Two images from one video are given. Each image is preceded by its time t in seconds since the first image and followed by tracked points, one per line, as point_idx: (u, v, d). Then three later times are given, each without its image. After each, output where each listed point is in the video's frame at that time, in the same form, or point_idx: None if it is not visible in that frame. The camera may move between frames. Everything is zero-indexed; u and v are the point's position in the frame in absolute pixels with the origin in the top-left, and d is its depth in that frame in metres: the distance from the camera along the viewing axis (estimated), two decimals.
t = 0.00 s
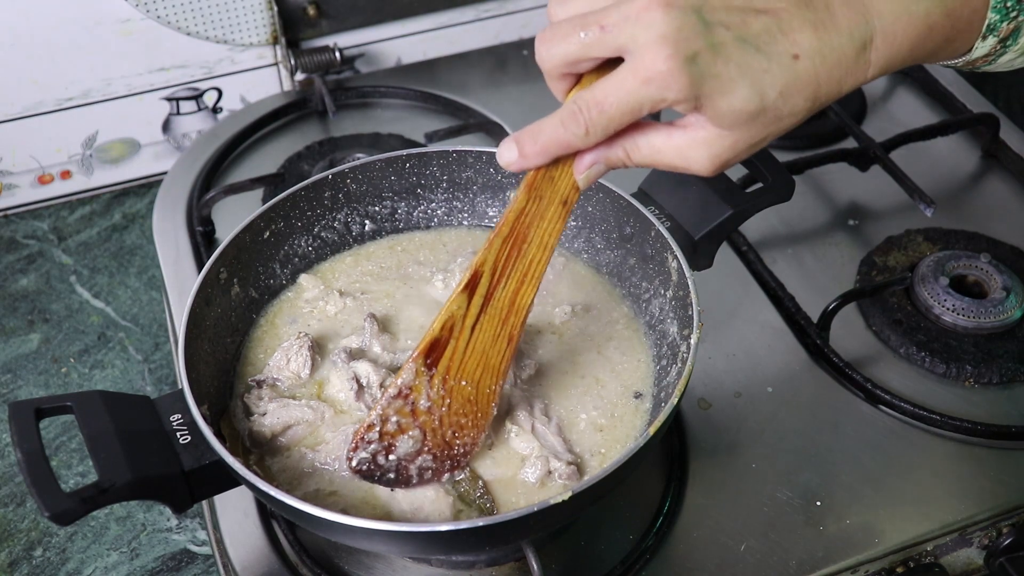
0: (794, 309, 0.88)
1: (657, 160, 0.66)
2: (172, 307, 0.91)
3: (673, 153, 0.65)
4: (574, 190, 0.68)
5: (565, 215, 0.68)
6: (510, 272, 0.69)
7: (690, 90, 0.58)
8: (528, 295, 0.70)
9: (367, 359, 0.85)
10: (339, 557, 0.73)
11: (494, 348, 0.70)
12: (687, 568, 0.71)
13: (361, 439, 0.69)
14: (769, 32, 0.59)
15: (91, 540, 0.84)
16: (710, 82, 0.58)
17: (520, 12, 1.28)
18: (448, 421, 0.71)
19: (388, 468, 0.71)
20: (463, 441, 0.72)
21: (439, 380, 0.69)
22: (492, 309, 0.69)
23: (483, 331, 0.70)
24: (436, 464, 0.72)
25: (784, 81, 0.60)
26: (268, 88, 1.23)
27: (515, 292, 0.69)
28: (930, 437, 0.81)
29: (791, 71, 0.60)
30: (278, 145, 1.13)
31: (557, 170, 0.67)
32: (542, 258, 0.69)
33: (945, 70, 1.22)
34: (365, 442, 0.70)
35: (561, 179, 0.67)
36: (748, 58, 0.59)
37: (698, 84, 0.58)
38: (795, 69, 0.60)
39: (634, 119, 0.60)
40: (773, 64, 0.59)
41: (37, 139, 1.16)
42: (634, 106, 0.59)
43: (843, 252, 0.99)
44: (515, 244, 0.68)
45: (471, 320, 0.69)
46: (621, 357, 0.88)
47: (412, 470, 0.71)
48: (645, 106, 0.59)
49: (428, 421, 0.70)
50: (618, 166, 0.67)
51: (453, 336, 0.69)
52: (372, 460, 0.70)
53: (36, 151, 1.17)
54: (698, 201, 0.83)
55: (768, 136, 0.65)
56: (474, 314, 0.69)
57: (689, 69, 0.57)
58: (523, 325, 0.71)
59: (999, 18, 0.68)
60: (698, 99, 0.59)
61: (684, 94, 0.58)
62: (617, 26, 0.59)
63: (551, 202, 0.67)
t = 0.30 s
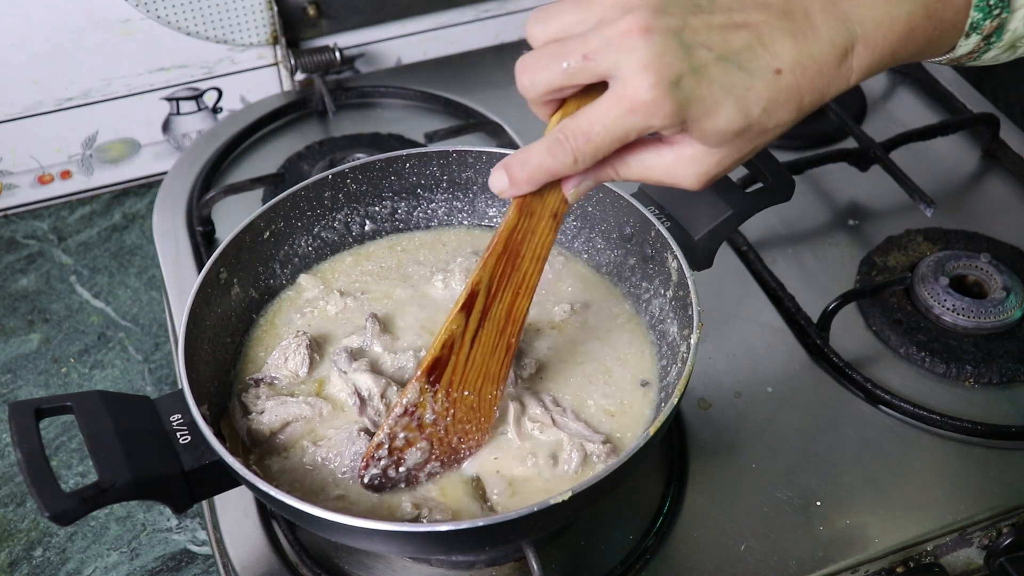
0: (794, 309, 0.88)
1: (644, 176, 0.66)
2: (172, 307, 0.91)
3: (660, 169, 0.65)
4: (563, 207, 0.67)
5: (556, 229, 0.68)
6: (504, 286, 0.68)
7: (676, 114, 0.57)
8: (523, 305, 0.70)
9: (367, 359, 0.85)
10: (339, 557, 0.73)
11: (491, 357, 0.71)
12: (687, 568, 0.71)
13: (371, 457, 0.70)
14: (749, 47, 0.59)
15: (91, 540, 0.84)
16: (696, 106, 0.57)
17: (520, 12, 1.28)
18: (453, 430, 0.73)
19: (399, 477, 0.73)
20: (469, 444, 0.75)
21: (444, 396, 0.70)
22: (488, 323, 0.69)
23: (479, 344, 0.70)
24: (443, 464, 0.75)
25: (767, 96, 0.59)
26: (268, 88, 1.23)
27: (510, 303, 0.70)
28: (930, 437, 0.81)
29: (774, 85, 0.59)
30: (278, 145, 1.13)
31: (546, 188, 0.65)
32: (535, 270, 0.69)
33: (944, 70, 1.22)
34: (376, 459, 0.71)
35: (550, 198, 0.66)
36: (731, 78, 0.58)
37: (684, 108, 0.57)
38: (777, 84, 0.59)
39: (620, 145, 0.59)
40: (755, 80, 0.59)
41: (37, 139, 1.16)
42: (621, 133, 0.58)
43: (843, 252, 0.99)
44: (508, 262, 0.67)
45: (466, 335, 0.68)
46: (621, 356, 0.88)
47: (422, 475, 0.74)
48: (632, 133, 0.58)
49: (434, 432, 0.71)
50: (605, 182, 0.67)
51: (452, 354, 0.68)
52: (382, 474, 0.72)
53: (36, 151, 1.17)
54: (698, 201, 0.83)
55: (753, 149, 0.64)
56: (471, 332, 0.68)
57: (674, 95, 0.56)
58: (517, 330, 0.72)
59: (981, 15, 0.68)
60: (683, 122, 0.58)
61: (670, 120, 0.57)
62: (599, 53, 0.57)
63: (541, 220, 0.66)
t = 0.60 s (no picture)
0: (794, 309, 0.88)
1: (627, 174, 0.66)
2: (173, 307, 0.91)
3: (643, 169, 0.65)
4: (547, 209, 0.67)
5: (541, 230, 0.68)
6: (494, 289, 0.68)
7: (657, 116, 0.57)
8: (512, 305, 0.70)
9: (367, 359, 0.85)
10: (339, 557, 0.73)
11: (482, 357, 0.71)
12: (687, 568, 0.71)
13: (372, 467, 0.70)
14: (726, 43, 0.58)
15: (91, 540, 0.84)
16: (676, 105, 0.57)
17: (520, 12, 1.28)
18: (447, 430, 0.73)
19: (399, 481, 0.74)
20: (466, 442, 0.76)
21: (439, 400, 0.70)
22: (479, 325, 0.69)
23: (471, 347, 0.70)
24: (439, 460, 0.76)
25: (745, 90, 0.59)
26: (268, 88, 1.23)
27: (500, 305, 0.70)
28: (930, 437, 0.81)
29: (752, 78, 0.59)
30: (278, 146, 1.13)
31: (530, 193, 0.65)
32: (522, 270, 0.69)
33: (944, 70, 1.22)
34: (377, 468, 0.71)
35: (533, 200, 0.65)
36: (709, 74, 0.57)
37: (666, 108, 0.57)
38: (755, 78, 0.59)
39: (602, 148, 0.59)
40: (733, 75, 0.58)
41: (37, 139, 1.16)
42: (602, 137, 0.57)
43: (843, 252, 0.99)
44: (495, 266, 0.67)
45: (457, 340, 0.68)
46: (620, 356, 0.88)
47: (422, 474, 0.75)
48: (615, 136, 0.58)
49: (432, 434, 0.72)
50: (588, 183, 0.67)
51: (445, 358, 0.68)
52: (383, 481, 0.72)
53: (37, 151, 1.17)
54: (698, 202, 0.83)
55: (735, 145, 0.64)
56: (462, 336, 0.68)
57: (655, 96, 0.56)
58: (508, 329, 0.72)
59: (959, 6, 0.68)
60: (665, 123, 0.58)
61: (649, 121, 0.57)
62: (577, 59, 0.57)
63: (525, 222, 0.66)
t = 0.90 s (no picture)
0: (794, 309, 0.88)
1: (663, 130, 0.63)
2: (173, 307, 0.91)
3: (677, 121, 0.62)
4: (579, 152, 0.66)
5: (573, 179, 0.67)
6: (517, 235, 0.68)
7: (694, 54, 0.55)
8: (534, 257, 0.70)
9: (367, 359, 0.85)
10: (339, 557, 0.73)
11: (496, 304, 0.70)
12: (687, 568, 0.71)
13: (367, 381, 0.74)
14: None
15: (91, 540, 0.84)
16: (716, 45, 0.55)
17: (520, 13, 1.28)
18: (453, 373, 0.72)
19: (393, 412, 0.74)
20: (468, 392, 0.74)
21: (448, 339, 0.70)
22: (499, 267, 0.69)
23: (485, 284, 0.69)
24: (443, 414, 0.75)
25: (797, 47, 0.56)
26: (268, 89, 1.23)
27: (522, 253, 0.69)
28: (930, 437, 0.81)
29: (803, 37, 0.56)
30: (278, 146, 1.13)
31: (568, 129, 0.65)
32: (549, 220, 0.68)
33: (944, 70, 1.22)
34: (370, 387, 0.74)
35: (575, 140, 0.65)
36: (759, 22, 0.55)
37: (705, 46, 0.55)
38: (809, 30, 0.56)
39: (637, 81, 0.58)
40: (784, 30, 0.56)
41: (37, 139, 1.16)
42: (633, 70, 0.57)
43: (843, 252, 0.99)
44: (522, 203, 0.67)
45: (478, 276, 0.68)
46: (620, 356, 0.88)
47: (418, 414, 0.74)
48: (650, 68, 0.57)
49: (433, 370, 0.72)
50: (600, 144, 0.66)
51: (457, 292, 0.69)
52: (375, 404, 0.74)
53: (36, 151, 1.17)
54: (698, 202, 0.83)
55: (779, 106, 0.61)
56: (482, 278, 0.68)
57: (696, 31, 0.54)
58: (527, 281, 0.71)
59: None
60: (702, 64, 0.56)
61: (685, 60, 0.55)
62: None
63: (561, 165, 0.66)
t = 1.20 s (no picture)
0: (794, 309, 0.88)
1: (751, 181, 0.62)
2: (173, 307, 0.91)
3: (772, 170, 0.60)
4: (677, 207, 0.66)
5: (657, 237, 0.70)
6: (588, 284, 0.69)
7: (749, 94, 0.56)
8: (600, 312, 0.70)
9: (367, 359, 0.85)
10: (339, 557, 0.73)
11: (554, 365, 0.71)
12: (688, 568, 0.71)
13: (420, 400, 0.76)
14: (855, 25, 0.55)
15: (91, 540, 0.84)
16: (779, 84, 0.56)
17: (520, 12, 1.28)
18: (502, 414, 0.73)
19: (438, 444, 0.75)
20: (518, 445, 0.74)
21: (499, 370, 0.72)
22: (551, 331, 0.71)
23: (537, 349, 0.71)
24: (484, 464, 0.74)
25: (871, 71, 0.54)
26: (267, 88, 1.23)
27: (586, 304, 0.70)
28: (929, 437, 0.81)
29: (879, 61, 0.54)
30: (278, 146, 1.13)
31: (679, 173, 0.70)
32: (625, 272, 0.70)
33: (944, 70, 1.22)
34: (421, 407, 0.76)
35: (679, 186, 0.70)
36: (821, 57, 0.55)
37: (767, 87, 0.56)
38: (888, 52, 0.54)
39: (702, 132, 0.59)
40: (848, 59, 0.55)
41: (37, 140, 1.16)
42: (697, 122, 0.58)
43: (843, 252, 1.00)
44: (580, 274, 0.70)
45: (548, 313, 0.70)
46: (620, 356, 0.88)
47: (461, 454, 0.74)
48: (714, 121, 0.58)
49: (482, 407, 0.73)
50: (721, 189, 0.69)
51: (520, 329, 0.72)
52: (423, 428, 0.75)
53: (36, 151, 1.17)
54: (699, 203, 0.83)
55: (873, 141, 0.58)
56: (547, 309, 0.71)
57: (754, 77, 0.56)
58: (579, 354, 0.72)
59: None
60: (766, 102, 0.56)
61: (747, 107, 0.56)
62: (689, 47, 0.62)
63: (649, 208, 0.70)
